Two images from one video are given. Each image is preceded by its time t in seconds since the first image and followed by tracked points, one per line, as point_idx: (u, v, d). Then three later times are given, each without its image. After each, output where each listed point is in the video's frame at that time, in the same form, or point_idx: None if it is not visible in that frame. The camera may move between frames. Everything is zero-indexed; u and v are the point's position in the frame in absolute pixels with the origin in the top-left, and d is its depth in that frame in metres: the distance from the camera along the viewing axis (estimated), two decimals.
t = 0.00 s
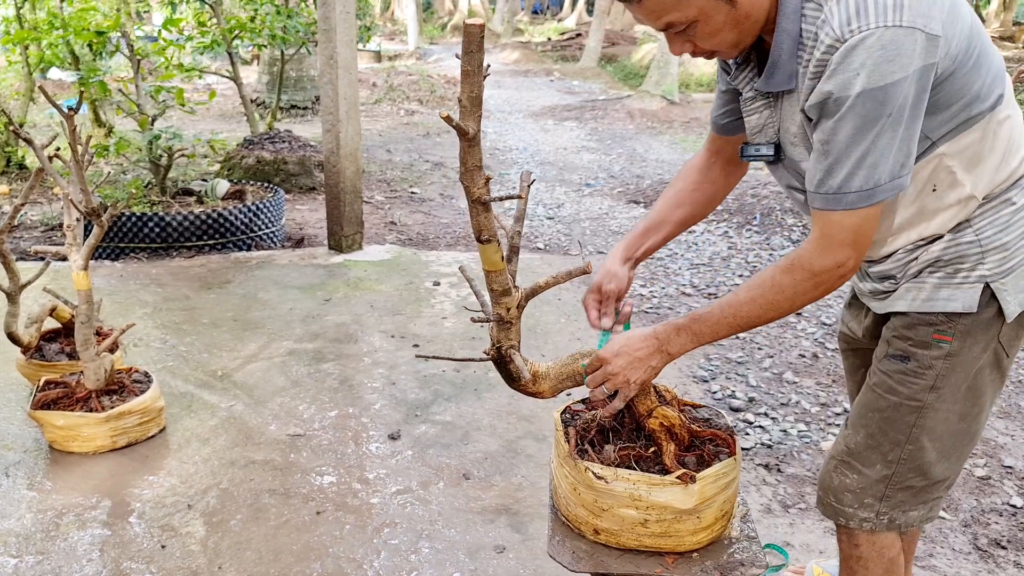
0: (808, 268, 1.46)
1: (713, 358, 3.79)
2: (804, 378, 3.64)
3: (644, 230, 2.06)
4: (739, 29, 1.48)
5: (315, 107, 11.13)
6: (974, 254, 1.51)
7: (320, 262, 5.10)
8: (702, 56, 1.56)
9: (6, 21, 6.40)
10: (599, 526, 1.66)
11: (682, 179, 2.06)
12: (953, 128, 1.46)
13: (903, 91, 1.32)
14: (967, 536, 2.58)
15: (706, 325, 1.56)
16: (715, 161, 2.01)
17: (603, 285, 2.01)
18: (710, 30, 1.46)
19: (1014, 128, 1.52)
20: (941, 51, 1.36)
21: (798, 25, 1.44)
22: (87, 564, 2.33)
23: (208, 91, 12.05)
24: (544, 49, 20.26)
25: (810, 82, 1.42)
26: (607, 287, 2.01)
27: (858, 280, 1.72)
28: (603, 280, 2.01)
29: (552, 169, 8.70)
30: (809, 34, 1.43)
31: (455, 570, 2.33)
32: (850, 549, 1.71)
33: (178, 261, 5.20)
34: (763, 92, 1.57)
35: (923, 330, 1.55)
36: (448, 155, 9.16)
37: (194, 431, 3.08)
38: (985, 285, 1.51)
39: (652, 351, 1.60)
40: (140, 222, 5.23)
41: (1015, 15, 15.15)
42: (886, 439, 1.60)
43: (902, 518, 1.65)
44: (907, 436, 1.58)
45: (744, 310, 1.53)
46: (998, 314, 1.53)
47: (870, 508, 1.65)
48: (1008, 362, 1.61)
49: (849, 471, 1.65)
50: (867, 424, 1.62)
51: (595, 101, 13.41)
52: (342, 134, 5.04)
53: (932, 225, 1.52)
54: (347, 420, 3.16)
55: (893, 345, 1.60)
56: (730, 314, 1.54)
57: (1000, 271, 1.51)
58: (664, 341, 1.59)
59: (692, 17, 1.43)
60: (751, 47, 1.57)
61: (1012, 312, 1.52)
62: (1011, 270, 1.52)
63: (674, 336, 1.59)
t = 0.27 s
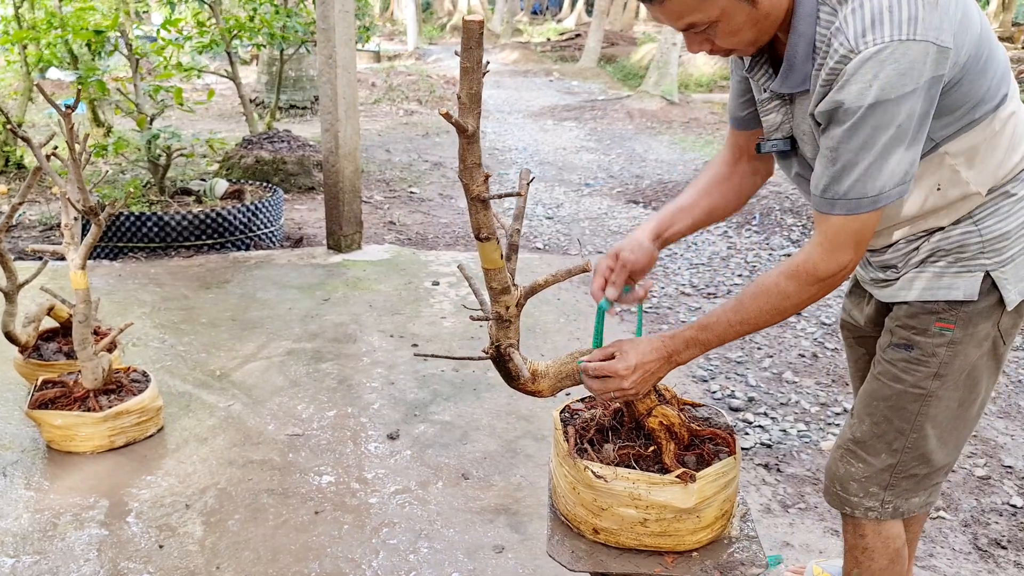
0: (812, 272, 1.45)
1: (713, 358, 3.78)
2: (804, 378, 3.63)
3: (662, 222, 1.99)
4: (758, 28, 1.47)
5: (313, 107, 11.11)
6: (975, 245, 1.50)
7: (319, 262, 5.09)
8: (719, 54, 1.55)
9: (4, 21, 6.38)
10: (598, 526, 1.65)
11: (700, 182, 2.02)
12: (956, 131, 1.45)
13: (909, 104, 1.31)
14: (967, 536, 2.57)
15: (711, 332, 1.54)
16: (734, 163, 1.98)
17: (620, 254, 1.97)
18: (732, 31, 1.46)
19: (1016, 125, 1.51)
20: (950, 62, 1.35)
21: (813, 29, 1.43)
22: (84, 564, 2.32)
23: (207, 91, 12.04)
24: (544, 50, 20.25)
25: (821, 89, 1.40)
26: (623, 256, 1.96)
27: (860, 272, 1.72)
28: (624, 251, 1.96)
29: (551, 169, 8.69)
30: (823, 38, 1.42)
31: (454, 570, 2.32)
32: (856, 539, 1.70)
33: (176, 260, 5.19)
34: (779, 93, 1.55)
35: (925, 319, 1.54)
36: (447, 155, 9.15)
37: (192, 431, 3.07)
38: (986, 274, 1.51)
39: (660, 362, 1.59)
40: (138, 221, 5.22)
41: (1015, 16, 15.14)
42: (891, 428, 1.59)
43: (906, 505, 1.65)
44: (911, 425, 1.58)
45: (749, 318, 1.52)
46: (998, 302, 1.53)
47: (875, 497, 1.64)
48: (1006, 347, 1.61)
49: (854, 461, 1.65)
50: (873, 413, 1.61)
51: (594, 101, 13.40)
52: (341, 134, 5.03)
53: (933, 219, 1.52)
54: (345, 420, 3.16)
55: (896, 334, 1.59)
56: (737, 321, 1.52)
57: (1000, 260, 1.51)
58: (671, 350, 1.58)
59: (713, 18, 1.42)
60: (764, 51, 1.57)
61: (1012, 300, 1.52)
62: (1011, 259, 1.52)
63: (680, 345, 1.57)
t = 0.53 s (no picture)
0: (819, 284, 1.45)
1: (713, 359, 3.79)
2: (804, 378, 3.64)
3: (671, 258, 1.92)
4: (751, 47, 1.47)
5: (314, 108, 11.13)
6: (977, 245, 1.51)
7: (319, 262, 5.09)
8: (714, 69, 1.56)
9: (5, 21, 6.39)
10: (600, 526, 1.66)
11: (708, 213, 1.98)
12: (958, 136, 1.45)
13: (915, 113, 1.31)
14: (967, 536, 2.58)
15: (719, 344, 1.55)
16: (742, 188, 1.94)
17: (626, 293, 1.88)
18: (723, 50, 1.46)
19: (1017, 125, 1.52)
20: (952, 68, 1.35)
21: (813, 42, 1.42)
22: (85, 564, 2.32)
23: (207, 91, 12.05)
24: (543, 50, 20.26)
25: (825, 102, 1.40)
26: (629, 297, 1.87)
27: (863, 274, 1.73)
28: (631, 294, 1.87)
29: (551, 169, 8.70)
30: (824, 51, 1.41)
31: (454, 569, 2.33)
32: (859, 538, 1.71)
33: (177, 260, 5.20)
34: (778, 108, 1.54)
35: (929, 317, 1.55)
36: (447, 155, 9.16)
37: (193, 431, 3.07)
38: (988, 273, 1.51)
39: (666, 371, 1.59)
40: (139, 222, 5.23)
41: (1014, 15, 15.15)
42: (895, 426, 1.59)
43: (910, 504, 1.65)
44: (915, 423, 1.58)
45: (758, 330, 1.52)
46: (1000, 300, 1.53)
47: (879, 495, 1.65)
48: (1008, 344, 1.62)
49: (858, 459, 1.65)
50: (877, 412, 1.61)
51: (594, 102, 13.42)
52: (341, 134, 5.04)
53: (937, 222, 1.53)
54: (346, 420, 3.16)
55: (900, 333, 1.59)
56: (746, 334, 1.53)
57: (1003, 258, 1.51)
58: (677, 362, 1.59)
59: (704, 38, 1.43)
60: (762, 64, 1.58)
61: (1014, 298, 1.52)
62: (1013, 258, 1.52)
63: (687, 357, 1.58)
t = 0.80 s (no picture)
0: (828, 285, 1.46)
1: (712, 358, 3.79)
2: (803, 377, 3.64)
3: (675, 268, 1.85)
4: (745, 52, 1.46)
5: (313, 108, 11.12)
6: (974, 242, 1.51)
7: (319, 262, 5.09)
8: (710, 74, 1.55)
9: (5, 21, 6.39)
10: (599, 524, 1.65)
11: (704, 218, 1.96)
12: (957, 135, 1.45)
13: (917, 114, 1.31)
14: (967, 534, 2.57)
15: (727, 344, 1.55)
16: (737, 191, 1.94)
17: (631, 317, 1.68)
18: (717, 56, 1.45)
19: (1011, 123, 1.51)
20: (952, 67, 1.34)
21: (810, 44, 1.41)
22: (84, 563, 2.32)
23: (207, 91, 12.04)
24: (543, 50, 20.26)
25: (825, 105, 1.39)
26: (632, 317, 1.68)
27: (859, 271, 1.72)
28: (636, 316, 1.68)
29: (551, 169, 8.70)
30: (821, 53, 1.40)
31: (454, 568, 2.32)
32: (856, 537, 1.71)
33: (176, 260, 5.19)
34: (773, 111, 1.54)
35: (925, 316, 1.55)
36: (447, 155, 9.16)
37: (192, 430, 3.07)
38: (985, 270, 1.51)
39: (673, 370, 1.61)
40: (138, 221, 5.22)
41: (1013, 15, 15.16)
42: (892, 425, 1.59)
43: (907, 502, 1.65)
44: (912, 422, 1.58)
45: (766, 331, 1.53)
46: (997, 297, 1.53)
47: (876, 494, 1.64)
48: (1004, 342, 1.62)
49: (855, 458, 1.65)
50: (873, 410, 1.61)
51: (593, 101, 13.42)
52: (341, 134, 5.04)
53: (933, 220, 1.52)
54: (345, 419, 3.16)
55: (896, 332, 1.59)
56: (754, 334, 1.53)
57: (999, 255, 1.51)
58: (685, 361, 1.60)
59: (697, 45, 1.42)
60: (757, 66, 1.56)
61: (1012, 295, 1.52)
62: (1009, 255, 1.52)
63: (694, 356, 1.59)
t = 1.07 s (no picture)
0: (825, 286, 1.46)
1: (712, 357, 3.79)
2: (803, 377, 3.64)
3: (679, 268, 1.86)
4: (748, 52, 1.46)
5: (313, 108, 11.12)
6: (971, 240, 1.51)
7: (319, 262, 5.09)
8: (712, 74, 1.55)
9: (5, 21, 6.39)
10: (599, 522, 1.65)
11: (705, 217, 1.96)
12: (955, 134, 1.44)
13: (917, 114, 1.31)
14: (966, 534, 2.57)
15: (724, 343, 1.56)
16: (737, 190, 1.94)
17: (639, 314, 1.69)
18: (720, 57, 1.45)
19: (1009, 122, 1.51)
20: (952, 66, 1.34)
21: (810, 44, 1.41)
22: (84, 563, 2.32)
23: (207, 91, 12.05)
24: (543, 50, 20.27)
25: (825, 105, 1.39)
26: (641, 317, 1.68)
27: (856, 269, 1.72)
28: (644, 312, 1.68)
29: (551, 169, 8.70)
30: (822, 53, 1.40)
31: (454, 568, 2.32)
32: (855, 535, 1.71)
33: (176, 260, 5.19)
34: (773, 110, 1.54)
35: (922, 314, 1.55)
36: (447, 155, 9.16)
37: (192, 430, 3.07)
38: (982, 268, 1.52)
39: (670, 373, 1.61)
40: (138, 221, 5.22)
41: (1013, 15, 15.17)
42: (890, 423, 1.60)
43: (905, 501, 1.65)
44: (910, 420, 1.58)
45: (763, 331, 1.53)
46: (994, 295, 1.53)
47: (875, 493, 1.65)
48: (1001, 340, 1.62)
49: (854, 457, 1.65)
50: (872, 409, 1.61)
51: (593, 102, 13.42)
52: (341, 134, 5.04)
53: (931, 217, 1.52)
54: (345, 419, 3.16)
55: (894, 330, 1.60)
56: (751, 333, 1.54)
57: (996, 253, 1.51)
58: (682, 363, 1.60)
59: (700, 47, 1.42)
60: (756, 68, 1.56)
61: (1009, 293, 1.52)
62: (1006, 252, 1.52)
63: (691, 357, 1.59)
